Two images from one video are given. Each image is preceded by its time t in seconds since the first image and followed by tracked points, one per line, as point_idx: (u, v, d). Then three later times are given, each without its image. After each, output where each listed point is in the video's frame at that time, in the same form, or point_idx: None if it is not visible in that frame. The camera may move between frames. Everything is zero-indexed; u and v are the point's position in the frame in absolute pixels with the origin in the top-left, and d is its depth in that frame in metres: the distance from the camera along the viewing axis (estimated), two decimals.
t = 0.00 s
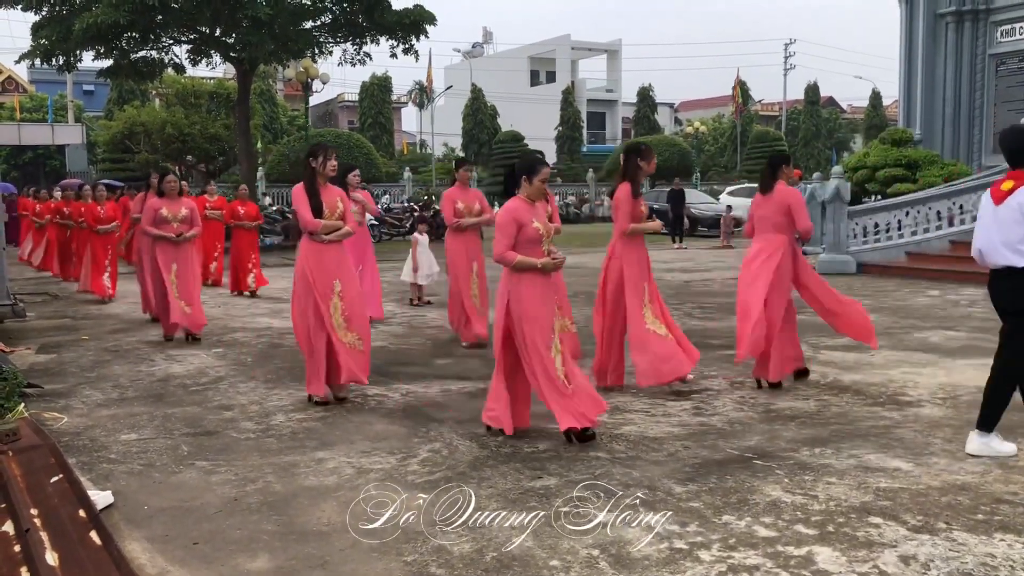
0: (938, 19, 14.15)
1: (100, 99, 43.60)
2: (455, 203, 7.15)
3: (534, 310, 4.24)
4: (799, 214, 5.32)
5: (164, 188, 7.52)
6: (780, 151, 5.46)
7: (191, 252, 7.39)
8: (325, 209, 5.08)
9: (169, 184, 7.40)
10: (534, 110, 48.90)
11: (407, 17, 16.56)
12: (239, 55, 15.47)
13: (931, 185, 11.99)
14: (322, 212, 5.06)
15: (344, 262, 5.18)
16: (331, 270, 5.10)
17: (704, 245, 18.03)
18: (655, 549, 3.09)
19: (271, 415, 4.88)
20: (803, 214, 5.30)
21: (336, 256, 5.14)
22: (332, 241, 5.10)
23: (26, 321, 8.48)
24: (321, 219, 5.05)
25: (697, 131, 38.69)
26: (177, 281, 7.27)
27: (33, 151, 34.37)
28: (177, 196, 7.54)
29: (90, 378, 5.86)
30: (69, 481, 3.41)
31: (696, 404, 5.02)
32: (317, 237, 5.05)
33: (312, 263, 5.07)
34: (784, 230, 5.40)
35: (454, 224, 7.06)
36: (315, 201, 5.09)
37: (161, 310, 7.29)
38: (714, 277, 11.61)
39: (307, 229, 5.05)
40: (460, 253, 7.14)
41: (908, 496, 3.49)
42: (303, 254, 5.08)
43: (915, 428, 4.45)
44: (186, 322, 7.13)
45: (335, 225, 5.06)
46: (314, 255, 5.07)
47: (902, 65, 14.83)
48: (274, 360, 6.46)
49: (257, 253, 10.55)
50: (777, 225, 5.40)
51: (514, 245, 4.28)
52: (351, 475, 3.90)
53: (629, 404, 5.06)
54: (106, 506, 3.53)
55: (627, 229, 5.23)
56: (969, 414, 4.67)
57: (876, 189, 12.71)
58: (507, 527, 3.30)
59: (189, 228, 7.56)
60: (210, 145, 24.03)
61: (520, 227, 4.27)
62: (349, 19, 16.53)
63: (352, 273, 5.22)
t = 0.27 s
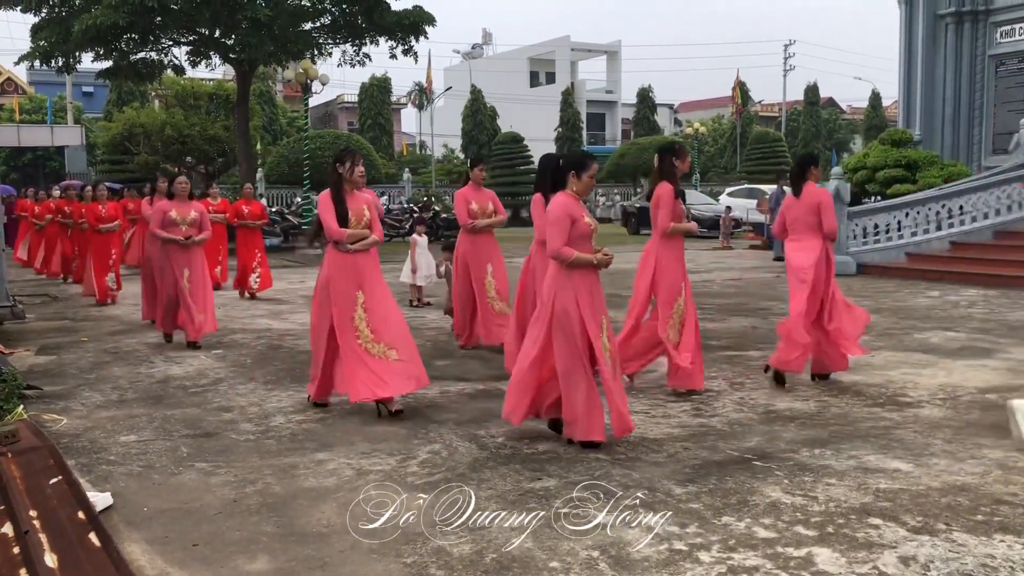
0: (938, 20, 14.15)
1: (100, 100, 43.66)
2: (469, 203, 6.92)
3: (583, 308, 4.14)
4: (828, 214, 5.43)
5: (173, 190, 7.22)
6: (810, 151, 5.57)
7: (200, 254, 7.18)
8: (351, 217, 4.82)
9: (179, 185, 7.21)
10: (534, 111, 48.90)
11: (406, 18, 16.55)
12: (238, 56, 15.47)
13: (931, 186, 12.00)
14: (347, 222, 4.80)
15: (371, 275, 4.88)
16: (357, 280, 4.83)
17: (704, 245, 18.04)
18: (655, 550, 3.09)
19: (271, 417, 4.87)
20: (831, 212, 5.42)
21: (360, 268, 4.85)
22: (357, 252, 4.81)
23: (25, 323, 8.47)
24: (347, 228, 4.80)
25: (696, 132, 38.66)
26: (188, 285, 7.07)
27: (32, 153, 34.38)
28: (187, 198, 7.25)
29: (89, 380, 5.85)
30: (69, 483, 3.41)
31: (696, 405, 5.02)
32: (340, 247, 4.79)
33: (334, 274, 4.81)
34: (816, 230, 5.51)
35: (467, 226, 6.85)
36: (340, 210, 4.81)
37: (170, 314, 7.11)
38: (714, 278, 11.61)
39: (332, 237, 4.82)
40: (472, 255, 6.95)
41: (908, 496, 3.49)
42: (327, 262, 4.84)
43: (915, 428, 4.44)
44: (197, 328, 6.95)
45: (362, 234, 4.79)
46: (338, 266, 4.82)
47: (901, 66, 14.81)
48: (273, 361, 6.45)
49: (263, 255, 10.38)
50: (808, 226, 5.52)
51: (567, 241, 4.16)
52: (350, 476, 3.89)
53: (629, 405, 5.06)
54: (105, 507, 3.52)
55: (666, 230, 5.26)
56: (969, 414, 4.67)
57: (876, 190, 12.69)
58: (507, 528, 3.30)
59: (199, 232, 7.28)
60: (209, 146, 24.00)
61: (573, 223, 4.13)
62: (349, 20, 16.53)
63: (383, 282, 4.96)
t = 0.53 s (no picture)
0: (937, 21, 14.16)
1: (99, 101, 43.68)
2: (484, 206, 6.55)
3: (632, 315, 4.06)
4: (848, 212, 5.43)
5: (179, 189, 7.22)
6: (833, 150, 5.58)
7: (203, 256, 7.20)
8: (384, 214, 4.72)
9: (185, 185, 7.19)
10: (533, 111, 48.91)
11: (405, 18, 16.53)
12: (237, 57, 15.46)
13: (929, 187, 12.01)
14: (381, 218, 4.70)
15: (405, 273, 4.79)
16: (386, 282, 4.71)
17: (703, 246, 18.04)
18: (653, 551, 3.09)
19: (269, 418, 4.87)
20: (852, 210, 5.42)
21: (393, 265, 4.75)
22: (390, 248, 4.72)
23: (23, 323, 8.48)
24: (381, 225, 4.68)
25: (695, 133, 38.66)
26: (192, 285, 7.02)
27: (31, 153, 34.36)
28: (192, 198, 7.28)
29: (88, 381, 5.86)
30: (66, 483, 3.41)
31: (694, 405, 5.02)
32: (372, 243, 4.68)
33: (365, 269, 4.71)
34: (836, 227, 5.52)
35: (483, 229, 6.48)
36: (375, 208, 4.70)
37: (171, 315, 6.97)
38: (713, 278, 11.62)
39: (363, 232, 4.69)
40: (490, 259, 6.55)
41: (905, 497, 3.49)
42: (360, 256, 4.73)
43: (913, 429, 4.45)
44: (202, 328, 6.92)
45: (396, 231, 4.70)
46: (367, 261, 4.71)
47: (900, 67, 14.81)
48: (272, 362, 6.45)
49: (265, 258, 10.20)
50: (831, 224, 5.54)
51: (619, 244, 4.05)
52: (348, 477, 3.89)
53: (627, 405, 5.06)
54: (103, 508, 3.52)
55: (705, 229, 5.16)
56: (967, 415, 4.68)
57: (876, 190, 12.69)
58: (506, 528, 3.31)
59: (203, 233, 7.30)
60: (208, 146, 23.97)
61: (625, 225, 4.03)
62: (348, 20, 16.52)
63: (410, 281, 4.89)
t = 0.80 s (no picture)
0: (935, 22, 14.18)
1: (97, 100, 43.67)
2: (496, 204, 6.24)
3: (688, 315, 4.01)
4: (880, 213, 5.55)
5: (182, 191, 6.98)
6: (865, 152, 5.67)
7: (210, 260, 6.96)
8: (420, 219, 4.51)
9: (187, 186, 6.95)
10: (531, 112, 48.91)
11: (404, 17, 16.52)
12: (236, 57, 15.45)
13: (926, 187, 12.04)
14: (417, 223, 4.49)
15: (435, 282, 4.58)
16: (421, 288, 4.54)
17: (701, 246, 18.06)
18: (650, 551, 3.09)
19: (267, 417, 4.87)
20: (883, 212, 5.54)
21: (426, 273, 4.55)
22: (424, 255, 4.51)
23: (21, 323, 8.47)
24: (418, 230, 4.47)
25: (694, 133, 38.68)
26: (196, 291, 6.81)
27: (29, 153, 34.33)
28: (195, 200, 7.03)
29: (85, 380, 5.85)
30: (64, 483, 3.40)
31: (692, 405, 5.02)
32: (406, 249, 4.47)
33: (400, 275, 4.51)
34: (869, 229, 5.64)
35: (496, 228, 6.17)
36: (410, 212, 4.48)
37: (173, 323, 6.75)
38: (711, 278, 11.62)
39: (397, 238, 4.48)
40: (504, 261, 6.26)
41: (902, 497, 3.49)
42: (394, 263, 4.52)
43: (910, 429, 4.45)
44: (203, 332, 6.68)
45: (433, 238, 4.48)
46: (402, 268, 4.51)
47: (898, 67, 14.82)
48: (270, 362, 6.45)
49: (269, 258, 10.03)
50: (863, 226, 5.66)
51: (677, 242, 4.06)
52: (346, 477, 3.89)
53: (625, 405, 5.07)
54: (100, 507, 3.52)
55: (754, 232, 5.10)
56: (964, 415, 4.68)
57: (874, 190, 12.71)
58: (504, 528, 3.30)
59: (207, 236, 7.05)
60: (207, 146, 24.08)
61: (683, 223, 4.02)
62: (346, 20, 16.52)
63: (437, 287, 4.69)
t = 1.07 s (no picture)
0: (933, 22, 14.20)
1: (96, 99, 43.59)
2: (512, 206, 6.12)
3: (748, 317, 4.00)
4: (915, 211, 5.77)
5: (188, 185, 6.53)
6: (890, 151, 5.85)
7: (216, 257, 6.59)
8: (459, 213, 4.44)
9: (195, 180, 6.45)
10: (530, 111, 48.92)
11: (403, 17, 16.50)
12: (234, 56, 15.44)
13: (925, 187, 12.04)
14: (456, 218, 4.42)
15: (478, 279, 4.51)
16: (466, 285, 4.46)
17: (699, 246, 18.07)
18: (648, 551, 3.09)
19: (265, 417, 4.87)
20: (919, 209, 5.75)
21: (468, 268, 4.47)
22: (464, 250, 4.44)
23: (19, 322, 8.47)
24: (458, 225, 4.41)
25: (692, 133, 38.70)
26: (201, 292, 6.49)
27: (27, 152, 34.29)
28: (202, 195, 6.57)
29: (84, 380, 5.85)
30: (62, 483, 3.40)
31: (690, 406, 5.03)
32: (448, 243, 4.40)
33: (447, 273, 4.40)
34: (899, 225, 5.83)
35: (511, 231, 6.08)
36: (450, 206, 4.40)
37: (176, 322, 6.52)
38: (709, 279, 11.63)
39: (438, 232, 4.41)
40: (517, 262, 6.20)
41: (899, 497, 3.50)
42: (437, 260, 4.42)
43: (907, 429, 4.46)
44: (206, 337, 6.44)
45: (472, 232, 4.43)
46: (444, 264, 4.40)
47: (896, 68, 14.83)
48: (268, 361, 6.45)
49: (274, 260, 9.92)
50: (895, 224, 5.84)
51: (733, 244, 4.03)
52: (344, 476, 3.89)
53: (623, 405, 5.07)
54: (98, 507, 3.52)
55: (795, 229, 5.47)
56: (962, 416, 4.69)
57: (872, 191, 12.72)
58: (503, 528, 3.31)
59: (216, 232, 6.59)
60: (206, 146, 24.27)
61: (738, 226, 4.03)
62: (345, 20, 16.52)
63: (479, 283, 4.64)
